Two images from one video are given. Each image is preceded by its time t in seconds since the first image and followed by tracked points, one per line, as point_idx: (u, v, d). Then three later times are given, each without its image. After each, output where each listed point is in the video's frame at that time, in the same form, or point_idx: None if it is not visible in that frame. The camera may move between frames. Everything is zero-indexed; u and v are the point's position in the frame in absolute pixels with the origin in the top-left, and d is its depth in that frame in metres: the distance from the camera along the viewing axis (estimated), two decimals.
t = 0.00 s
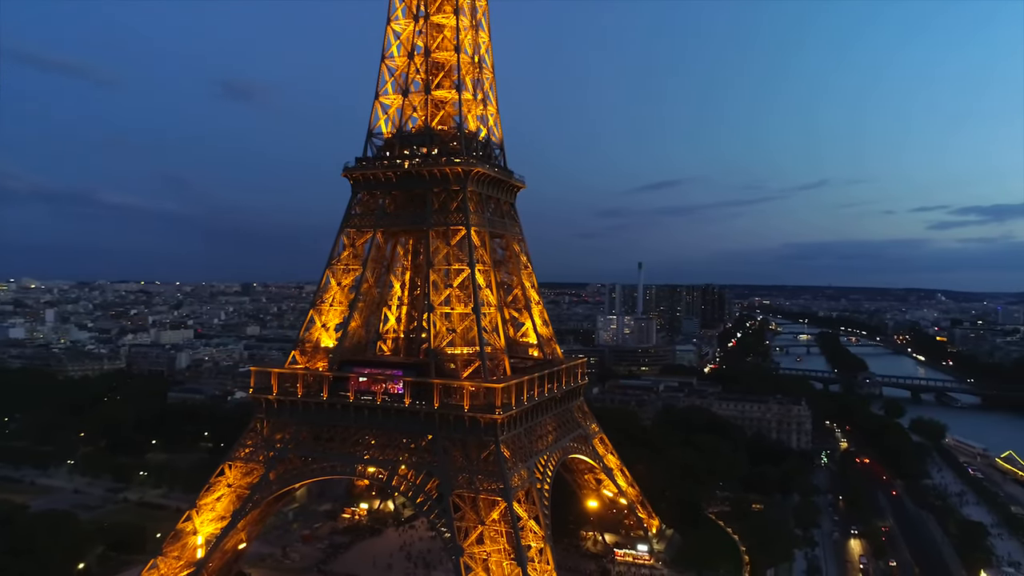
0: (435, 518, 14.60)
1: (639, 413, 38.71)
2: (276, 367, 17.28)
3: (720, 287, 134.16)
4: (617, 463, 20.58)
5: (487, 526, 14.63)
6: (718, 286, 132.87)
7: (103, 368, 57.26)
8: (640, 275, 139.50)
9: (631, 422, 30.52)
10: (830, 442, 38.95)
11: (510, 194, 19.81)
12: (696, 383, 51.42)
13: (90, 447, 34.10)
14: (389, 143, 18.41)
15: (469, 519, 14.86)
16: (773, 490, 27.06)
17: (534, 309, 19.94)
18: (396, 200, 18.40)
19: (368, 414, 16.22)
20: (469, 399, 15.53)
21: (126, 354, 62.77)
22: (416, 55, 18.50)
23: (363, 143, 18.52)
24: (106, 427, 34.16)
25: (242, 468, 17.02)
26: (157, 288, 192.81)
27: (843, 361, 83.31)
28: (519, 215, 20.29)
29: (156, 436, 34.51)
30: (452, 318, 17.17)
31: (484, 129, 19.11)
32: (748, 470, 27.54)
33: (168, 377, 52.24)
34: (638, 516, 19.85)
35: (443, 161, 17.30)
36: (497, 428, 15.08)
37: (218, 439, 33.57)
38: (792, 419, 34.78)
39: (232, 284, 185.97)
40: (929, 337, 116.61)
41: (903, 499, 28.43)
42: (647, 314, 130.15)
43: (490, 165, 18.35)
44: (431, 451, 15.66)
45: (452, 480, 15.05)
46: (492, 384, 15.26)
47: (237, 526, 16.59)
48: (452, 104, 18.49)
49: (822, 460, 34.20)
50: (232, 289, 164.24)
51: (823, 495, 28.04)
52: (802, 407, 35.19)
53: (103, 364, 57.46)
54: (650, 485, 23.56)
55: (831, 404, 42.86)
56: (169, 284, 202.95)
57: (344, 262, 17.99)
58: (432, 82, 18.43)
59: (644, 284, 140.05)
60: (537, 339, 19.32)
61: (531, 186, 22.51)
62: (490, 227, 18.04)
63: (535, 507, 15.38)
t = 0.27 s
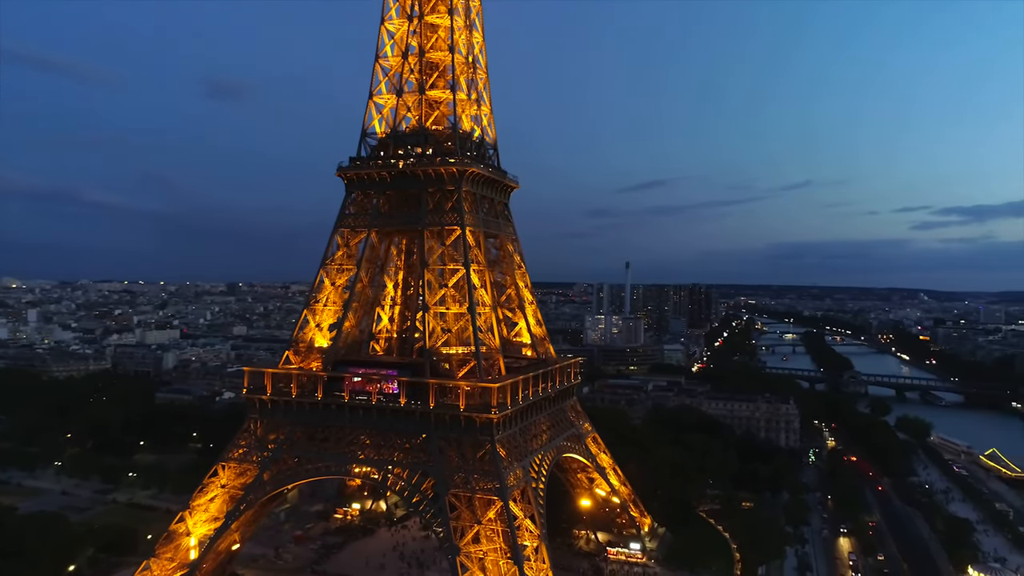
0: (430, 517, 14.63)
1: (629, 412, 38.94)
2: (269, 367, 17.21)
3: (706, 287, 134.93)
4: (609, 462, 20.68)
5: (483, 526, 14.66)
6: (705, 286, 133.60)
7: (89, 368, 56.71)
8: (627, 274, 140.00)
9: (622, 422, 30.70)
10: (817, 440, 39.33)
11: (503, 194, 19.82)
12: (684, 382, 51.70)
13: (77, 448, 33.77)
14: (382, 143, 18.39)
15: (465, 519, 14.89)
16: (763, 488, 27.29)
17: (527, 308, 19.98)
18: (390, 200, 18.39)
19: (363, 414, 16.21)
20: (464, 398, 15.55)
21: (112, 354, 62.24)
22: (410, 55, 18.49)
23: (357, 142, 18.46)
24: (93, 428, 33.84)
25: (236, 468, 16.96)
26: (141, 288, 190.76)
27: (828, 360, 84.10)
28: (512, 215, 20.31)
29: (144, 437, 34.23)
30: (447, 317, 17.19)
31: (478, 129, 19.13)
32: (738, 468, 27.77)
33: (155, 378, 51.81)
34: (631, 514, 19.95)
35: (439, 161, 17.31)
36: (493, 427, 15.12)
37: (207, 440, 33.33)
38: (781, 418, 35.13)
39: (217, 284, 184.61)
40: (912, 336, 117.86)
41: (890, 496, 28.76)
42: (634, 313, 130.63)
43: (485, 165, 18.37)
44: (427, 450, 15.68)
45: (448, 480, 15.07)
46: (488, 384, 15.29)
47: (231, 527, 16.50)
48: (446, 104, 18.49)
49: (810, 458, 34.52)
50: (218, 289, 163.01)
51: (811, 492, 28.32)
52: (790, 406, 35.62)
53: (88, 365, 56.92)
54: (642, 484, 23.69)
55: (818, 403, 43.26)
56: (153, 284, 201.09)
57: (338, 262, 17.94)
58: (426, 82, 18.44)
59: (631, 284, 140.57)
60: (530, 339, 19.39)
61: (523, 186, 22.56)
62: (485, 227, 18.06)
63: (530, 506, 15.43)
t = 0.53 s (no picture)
0: (427, 517, 14.66)
1: (620, 411, 39.17)
2: (263, 368, 17.15)
3: (693, 287, 135.66)
4: (603, 461, 20.78)
5: (480, 525, 14.72)
6: (692, 286, 134.37)
7: (74, 369, 56.11)
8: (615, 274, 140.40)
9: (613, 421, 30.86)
10: (805, 438, 39.70)
11: (497, 195, 19.88)
12: (672, 381, 52.01)
13: (63, 450, 33.41)
14: (377, 143, 18.36)
15: (462, 518, 14.94)
16: (753, 486, 27.52)
17: (521, 308, 20.04)
18: (384, 200, 18.37)
19: (358, 414, 16.18)
20: (460, 398, 15.59)
21: (97, 355, 61.61)
22: (404, 55, 18.50)
23: (351, 142, 18.44)
24: (80, 429, 33.50)
25: (230, 469, 16.89)
26: (124, 287, 188.68)
27: (814, 359, 84.87)
28: (506, 215, 20.36)
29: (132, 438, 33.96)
30: (443, 317, 17.21)
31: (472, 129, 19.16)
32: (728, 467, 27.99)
33: (142, 378, 51.39)
34: (624, 513, 20.06)
35: (434, 161, 17.33)
36: (489, 427, 15.17)
37: (196, 441, 33.12)
38: (770, 417, 35.50)
39: (202, 284, 183.07)
40: (896, 336, 119.09)
41: (878, 494, 29.10)
42: (622, 313, 131.01)
43: (479, 165, 18.41)
44: (423, 450, 15.70)
45: (444, 480, 15.10)
46: (484, 383, 15.33)
47: (225, 528, 16.43)
48: (440, 104, 18.51)
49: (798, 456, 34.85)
50: (203, 288, 161.77)
51: (801, 490, 28.57)
52: (779, 406, 36.00)
53: (73, 365, 56.33)
54: (635, 483, 23.80)
55: (806, 402, 43.67)
56: (137, 284, 199.06)
57: (333, 262, 17.91)
58: (421, 82, 18.44)
59: (619, 284, 140.98)
60: (524, 338, 19.45)
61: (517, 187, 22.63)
62: (480, 227, 18.11)
63: (526, 505, 15.50)
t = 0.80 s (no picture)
0: (424, 517, 14.69)
1: (611, 410, 39.38)
2: (259, 368, 17.09)
3: (681, 287, 136.29)
4: (597, 460, 20.87)
5: (477, 525, 14.77)
6: (679, 286, 135.02)
7: (60, 370, 55.54)
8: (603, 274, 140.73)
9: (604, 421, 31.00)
10: (794, 437, 40.07)
11: (492, 195, 19.93)
12: (662, 381, 52.27)
13: (52, 451, 33.08)
14: (372, 143, 18.37)
15: (459, 518, 14.98)
16: (744, 485, 27.74)
17: (515, 308, 20.10)
18: (379, 200, 18.37)
19: (355, 414, 16.17)
20: (457, 398, 15.62)
21: (83, 355, 61.02)
22: (400, 55, 18.51)
23: (347, 142, 18.42)
24: (69, 430, 33.19)
25: (225, 470, 16.82)
26: (108, 287, 186.61)
27: (801, 359, 85.57)
28: (500, 215, 20.41)
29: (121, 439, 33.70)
30: (439, 317, 17.24)
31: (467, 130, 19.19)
32: (719, 466, 28.19)
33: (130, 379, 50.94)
34: (618, 512, 20.17)
35: (430, 161, 17.36)
36: (486, 427, 15.21)
37: (187, 442, 32.92)
38: (760, 416, 35.82)
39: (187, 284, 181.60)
40: (881, 335, 120.28)
41: (866, 491, 29.42)
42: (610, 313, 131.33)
43: (475, 166, 18.45)
44: (420, 450, 15.72)
45: (441, 479, 15.13)
46: (482, 383, 15.39)
47: (220, 529, 16.37)
48: (436, 105, 18.54)
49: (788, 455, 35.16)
50: (189, 288, 160.45)
51: (791, 488, 28.83)
52: (768, 405, 36.32)
53: (59, 366, 55.77)
54: (629, 482, 23.91)
55: (794, 401, 44.06)
56: (121, 284, 197.14)
57: (328, 262, 17.89)
58: (417, 82, 18.46)
59: (607, 283, 141.36)
60: (519, 338, 19.50)
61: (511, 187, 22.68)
62: (476, 227, 18.15)
63: (523, 504, 15.56)
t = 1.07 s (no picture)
0: (421, 516, 14.72)
1: (601, 410, 39.55)
2: (253, 368, 17.04)
3: (668, 286, 136.90)
4: (590, 459, 20.98)
5: (474, 524, 14.83)
6: (666, 286, 135.62)
7: (44, 371, 54.90)
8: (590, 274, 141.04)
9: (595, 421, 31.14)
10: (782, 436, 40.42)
11: (486, 195, 19.97)
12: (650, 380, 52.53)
13: (37, 454, 32.70)
14: (366, 143, 18.35)
15: (456, 517, 15.03)
16: (734, 484, 27.96)
17: (509, 308, 20.15)
18: (373, 200, 18.36)
19: (350, 414, 16.15)
20: (453, 398, 15.65)
21: (68, 355, 60.36)
22: (394, 55, 18.50)
23: (341, 142, 18.40)
24: (55, 432, 32.83)
25: (218, 471, 16.73)
26: (91, 287, 184.47)
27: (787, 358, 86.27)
28: (494, 215, 20.45)
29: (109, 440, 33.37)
30: (434, 317, 17.26)
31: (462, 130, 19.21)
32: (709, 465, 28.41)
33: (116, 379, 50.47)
34: (610, 510, 20.28)
35: (425, 161, 17.38)
36: (482, 426, 15.25)
37: (175, 443, 32.67)
38: (749, 415, 36.12)
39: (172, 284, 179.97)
40: (865, 335, 121.48)
41: (854, 489, 29.76)
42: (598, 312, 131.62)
43: (470, 166, 18.49)
44: (416, 450, 15.73)
45: (438, 479, 15.15)
46: (477, 383, 15.41)
47: (214, 531, 16.28)
48: (430, 104, 18.54)
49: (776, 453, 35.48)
50: (173, 287, 159.05)
51: (780, 486, 29.08)
52: (757, 403, 36.64)
53: (43, 367, 55.12)
54: (622, 481, 24.04)
55: (782, 400, 44.45)
56: (104, 284, 195.02)
57: (322, 262, 17.86)
58: (411, 82, 18.46)
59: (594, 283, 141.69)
60: (513, 337, 19.56)
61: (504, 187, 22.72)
62: (470, 227, 18.19)
63: (519, 503, 15.62)
